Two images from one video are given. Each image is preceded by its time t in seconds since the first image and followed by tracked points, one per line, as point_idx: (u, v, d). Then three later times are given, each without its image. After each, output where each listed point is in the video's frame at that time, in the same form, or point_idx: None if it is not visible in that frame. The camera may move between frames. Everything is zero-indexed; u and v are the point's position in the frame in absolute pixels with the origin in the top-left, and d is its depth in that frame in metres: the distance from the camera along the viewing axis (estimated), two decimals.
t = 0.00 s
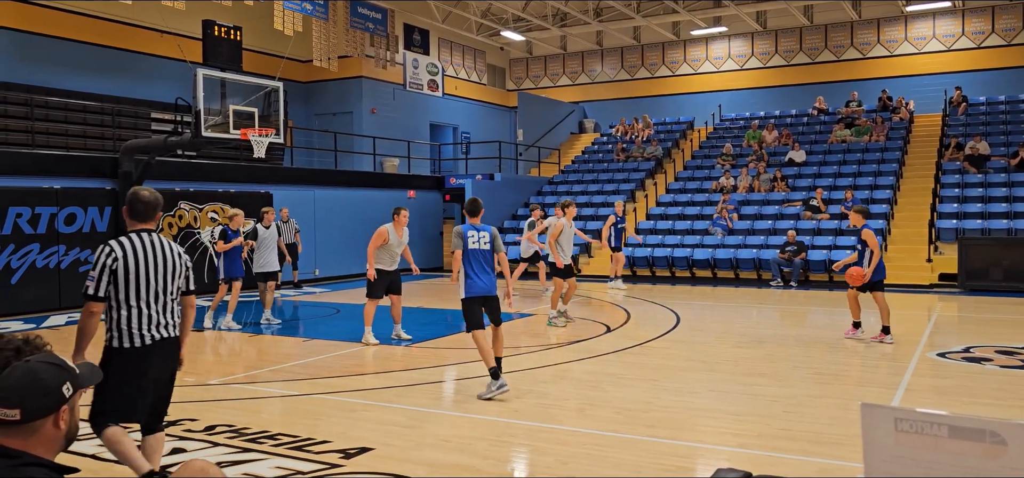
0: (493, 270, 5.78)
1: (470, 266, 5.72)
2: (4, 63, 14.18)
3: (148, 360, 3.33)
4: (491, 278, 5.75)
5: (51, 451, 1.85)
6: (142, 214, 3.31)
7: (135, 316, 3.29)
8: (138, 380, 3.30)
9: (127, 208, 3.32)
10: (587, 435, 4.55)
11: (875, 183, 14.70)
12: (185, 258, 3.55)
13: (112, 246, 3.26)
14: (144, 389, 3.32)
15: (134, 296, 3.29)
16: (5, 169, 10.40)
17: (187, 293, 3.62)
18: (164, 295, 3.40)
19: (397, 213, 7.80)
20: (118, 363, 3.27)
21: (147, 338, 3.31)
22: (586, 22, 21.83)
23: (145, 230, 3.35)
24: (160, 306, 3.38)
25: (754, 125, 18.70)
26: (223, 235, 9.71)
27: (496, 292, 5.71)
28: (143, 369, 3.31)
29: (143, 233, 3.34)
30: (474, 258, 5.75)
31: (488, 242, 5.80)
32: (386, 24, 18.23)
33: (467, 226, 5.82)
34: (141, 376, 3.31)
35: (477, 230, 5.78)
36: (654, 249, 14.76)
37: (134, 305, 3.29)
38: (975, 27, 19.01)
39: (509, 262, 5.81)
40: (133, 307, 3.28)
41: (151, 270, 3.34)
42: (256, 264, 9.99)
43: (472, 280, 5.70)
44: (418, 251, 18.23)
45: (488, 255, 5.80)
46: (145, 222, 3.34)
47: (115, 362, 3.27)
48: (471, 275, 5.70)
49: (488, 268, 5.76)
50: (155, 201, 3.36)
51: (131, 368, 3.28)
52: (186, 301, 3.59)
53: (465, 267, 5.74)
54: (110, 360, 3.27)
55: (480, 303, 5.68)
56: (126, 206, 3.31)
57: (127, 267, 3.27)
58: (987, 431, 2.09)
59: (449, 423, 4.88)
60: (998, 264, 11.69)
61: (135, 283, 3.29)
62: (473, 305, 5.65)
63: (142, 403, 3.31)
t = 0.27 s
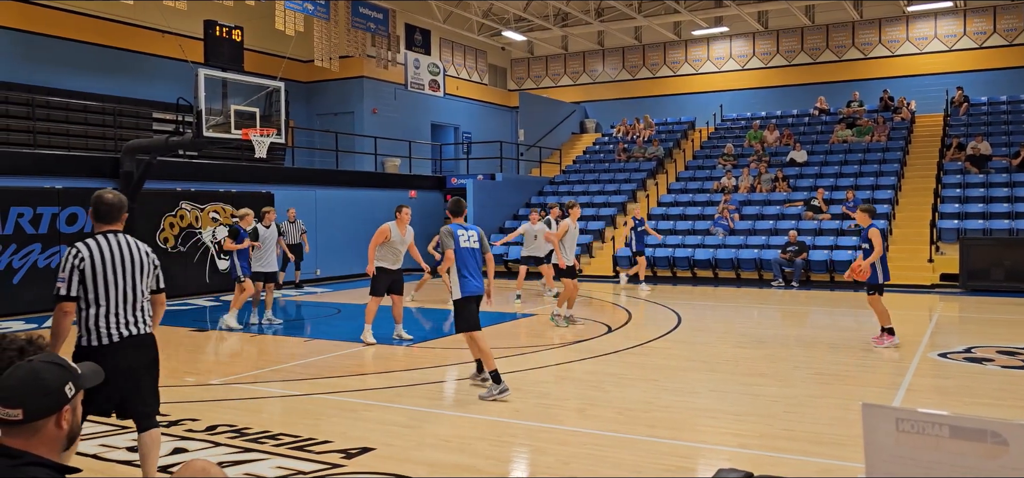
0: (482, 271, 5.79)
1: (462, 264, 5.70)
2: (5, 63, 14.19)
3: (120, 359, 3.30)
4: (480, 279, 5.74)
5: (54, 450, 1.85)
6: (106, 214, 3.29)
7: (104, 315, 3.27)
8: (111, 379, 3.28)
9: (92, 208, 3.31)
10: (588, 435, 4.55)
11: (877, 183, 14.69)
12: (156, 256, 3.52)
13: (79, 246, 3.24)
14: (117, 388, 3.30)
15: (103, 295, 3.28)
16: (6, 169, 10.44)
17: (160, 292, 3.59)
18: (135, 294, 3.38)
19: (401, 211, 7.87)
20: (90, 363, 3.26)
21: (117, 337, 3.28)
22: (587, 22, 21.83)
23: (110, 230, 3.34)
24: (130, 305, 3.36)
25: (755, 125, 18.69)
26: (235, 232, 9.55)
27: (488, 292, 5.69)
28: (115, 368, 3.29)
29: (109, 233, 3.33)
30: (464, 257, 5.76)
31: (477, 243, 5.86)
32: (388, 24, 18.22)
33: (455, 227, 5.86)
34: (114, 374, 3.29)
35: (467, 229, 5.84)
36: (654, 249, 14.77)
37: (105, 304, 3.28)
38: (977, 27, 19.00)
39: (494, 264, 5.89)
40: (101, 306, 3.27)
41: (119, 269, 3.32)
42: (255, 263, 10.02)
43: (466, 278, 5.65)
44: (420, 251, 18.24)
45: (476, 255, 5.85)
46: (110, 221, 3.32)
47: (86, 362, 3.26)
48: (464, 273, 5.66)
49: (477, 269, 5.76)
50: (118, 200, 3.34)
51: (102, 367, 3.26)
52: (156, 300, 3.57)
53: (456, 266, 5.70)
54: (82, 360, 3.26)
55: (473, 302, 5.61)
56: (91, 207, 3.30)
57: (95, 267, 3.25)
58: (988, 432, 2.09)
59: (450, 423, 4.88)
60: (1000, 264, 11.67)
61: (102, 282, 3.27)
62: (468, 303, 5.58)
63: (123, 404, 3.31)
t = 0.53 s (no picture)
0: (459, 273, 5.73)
1: (440, 267, 5.63)
2: (7, 63, 14.21)
3: (76, 353, 3.47)
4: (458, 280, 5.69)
5: (54, 451, 1.85)
6: (64, 215, 3.42)
7: (59, 311, 3.44)
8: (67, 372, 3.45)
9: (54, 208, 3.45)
10: (588, 435, 4.55)
11: (878, 183, 14.69)
12: (116, 253, 3.66)
13: (36, 246, 3.41)
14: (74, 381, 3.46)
15: (58, 292, 3.44)
16: (10, 168, 10.47)
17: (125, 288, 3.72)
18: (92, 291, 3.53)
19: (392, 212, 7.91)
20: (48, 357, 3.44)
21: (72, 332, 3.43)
22: (589, 23, 21.84)
23: (70, 229, 3.48)
24: (86, 301, 3.51)
25: (756, 125, 18.68)
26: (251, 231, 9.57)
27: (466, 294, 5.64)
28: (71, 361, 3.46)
29: (68, 232, 3.47)
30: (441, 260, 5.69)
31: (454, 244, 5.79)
32: (388, 24, 18.23)
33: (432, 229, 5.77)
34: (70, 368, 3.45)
35: (445, 231, 5.76)
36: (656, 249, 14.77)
37: (61, 301, 3.44)
38: (978, 27, 19.00)
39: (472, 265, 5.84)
40: (56, 302, 3.43)
41: (73, 268, 3.47)
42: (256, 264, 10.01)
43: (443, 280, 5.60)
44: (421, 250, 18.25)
45: (454, 256, 5.78)
46: (70, 221, 3.46)
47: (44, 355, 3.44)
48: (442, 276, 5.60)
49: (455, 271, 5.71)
50: (77, 200, 3.45)
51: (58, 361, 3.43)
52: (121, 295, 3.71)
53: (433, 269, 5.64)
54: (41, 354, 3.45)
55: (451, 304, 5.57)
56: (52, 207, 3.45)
57: (49, 266, 3.41)
58: (989, 432, 2.09)
59: (451, 422, 4.89)
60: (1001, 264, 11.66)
61: (57, 280, 3.44)
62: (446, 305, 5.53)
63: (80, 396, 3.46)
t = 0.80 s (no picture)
0: (434, 267, 5.77)
1: (412, 262, 5.70)
2: (8, 63, 14.21)
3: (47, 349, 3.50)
4: (433, 275, 5.74)
5: (55, 450, 1.85)
6: (39, 213, 3.42)
7: (30, 308, 3.47)
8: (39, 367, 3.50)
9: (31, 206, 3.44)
10: (589, 435, 4.55)
11: (879, 183, 14.68)
12: (91, 251, 3.65)
13: (8, 244, 3.45)
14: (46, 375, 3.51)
15: (31, 290, 3.47)
16: (12, 168, 10.48)
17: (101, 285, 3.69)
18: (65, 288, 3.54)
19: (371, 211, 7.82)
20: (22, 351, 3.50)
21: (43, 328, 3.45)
22: (589, 22, 21.83)
23: (45, 226, 3.47)
24: (58, 298, 3.52)
25: (757, 124, 18.67)
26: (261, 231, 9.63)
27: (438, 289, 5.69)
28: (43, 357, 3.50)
29: (44, 229, 3.47)
30: (415, 255, 5.74)
31: (430, 239, 5.82)
32: (389, 24, 18.21)
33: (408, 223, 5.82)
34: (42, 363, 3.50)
35: (420, 226, 5.80)
36: (658, 248, 14.75)
37: (33, 298, 3.47)
38: (979, 27, 19.00)
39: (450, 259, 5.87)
40: (28, 299, 3.47)
41: (45, 266, 3.48)
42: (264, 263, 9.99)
43: (415, 275, 5.67)
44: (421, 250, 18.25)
45: (430, 251, 5.82)
46: (45, 218, 3.45)
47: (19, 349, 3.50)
48: (413, 271, 5.67)
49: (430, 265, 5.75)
50: (53, 198, 3.44)
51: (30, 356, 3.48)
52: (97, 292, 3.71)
53: (406, 263, 5.71)
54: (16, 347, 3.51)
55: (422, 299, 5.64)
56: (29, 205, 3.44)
57: (20, 263, 3.45)
58: (990, 431, 2.10)
59: (452, 422, 4.88)
60: (1002, 264, 11.63)
61: (29, 277, 3.47)
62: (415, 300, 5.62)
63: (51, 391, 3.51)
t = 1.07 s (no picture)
0: (409, 269, 5.77)
1: (385, 265, 5.69)
2: (8, 63, 14.22)
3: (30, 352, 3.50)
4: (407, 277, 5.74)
5: (56, 450, 1.85)
6: (29, 216, 3.48)
7: (15, 310, 3.48)
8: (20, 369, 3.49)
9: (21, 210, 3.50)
10: (591, 435, 4.55)
11: (879, 183, 14.68)
12: (78, 257, 3.69)
13: None
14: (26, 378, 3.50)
15: (17, 292, 3.48)
16: (14, 167, 10.49)
17: (86, 291, 3.73)
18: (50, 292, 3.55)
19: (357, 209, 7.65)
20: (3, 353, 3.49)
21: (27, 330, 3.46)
22: (590, 23, 21.83)
23: (34, 231, 3.52)
24: (43, 302, 3.54)
25: (758, 124, 18.66)
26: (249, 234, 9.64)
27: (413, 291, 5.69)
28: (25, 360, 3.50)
29: (33, 234, 3.52)
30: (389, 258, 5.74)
31: (404, 241, 5.80)
32: (390, 23, 18.19)
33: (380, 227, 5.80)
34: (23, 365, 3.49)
35: (392, 229, 5.78)
36: (658, 248, 14.75)
37: (18, 300, 3.48)
38: (980, 27, 19.00)
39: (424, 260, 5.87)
40: (13, 301, 3.47)
41: (33, 270, 3.50)
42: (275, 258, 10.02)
43: (388, 278, 5.66)
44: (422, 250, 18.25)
45: (403, 253, 5.79)
46: (36, 223, 3.51)
47: None
48: (387, 273, 5.66)
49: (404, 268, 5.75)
50: (44, 203, 3.52)
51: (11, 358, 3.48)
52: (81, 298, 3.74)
53: (379, 266, 5.70)
54: None
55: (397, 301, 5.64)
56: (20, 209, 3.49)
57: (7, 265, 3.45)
58: (991, 431, 2.10)
59: (453, 422, 4.88)
60: (1003, 264, 11.63)
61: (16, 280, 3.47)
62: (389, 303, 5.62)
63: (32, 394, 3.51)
